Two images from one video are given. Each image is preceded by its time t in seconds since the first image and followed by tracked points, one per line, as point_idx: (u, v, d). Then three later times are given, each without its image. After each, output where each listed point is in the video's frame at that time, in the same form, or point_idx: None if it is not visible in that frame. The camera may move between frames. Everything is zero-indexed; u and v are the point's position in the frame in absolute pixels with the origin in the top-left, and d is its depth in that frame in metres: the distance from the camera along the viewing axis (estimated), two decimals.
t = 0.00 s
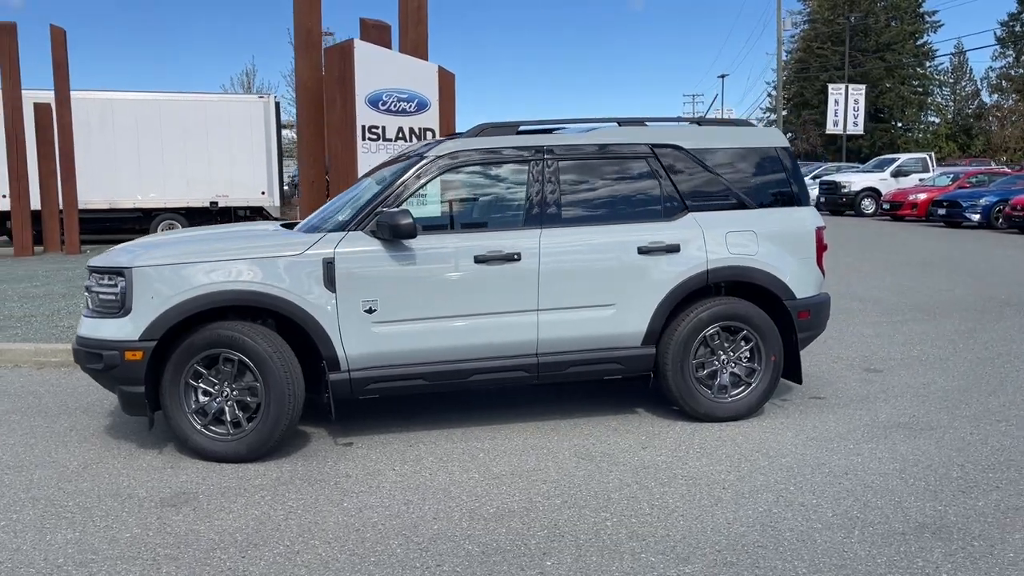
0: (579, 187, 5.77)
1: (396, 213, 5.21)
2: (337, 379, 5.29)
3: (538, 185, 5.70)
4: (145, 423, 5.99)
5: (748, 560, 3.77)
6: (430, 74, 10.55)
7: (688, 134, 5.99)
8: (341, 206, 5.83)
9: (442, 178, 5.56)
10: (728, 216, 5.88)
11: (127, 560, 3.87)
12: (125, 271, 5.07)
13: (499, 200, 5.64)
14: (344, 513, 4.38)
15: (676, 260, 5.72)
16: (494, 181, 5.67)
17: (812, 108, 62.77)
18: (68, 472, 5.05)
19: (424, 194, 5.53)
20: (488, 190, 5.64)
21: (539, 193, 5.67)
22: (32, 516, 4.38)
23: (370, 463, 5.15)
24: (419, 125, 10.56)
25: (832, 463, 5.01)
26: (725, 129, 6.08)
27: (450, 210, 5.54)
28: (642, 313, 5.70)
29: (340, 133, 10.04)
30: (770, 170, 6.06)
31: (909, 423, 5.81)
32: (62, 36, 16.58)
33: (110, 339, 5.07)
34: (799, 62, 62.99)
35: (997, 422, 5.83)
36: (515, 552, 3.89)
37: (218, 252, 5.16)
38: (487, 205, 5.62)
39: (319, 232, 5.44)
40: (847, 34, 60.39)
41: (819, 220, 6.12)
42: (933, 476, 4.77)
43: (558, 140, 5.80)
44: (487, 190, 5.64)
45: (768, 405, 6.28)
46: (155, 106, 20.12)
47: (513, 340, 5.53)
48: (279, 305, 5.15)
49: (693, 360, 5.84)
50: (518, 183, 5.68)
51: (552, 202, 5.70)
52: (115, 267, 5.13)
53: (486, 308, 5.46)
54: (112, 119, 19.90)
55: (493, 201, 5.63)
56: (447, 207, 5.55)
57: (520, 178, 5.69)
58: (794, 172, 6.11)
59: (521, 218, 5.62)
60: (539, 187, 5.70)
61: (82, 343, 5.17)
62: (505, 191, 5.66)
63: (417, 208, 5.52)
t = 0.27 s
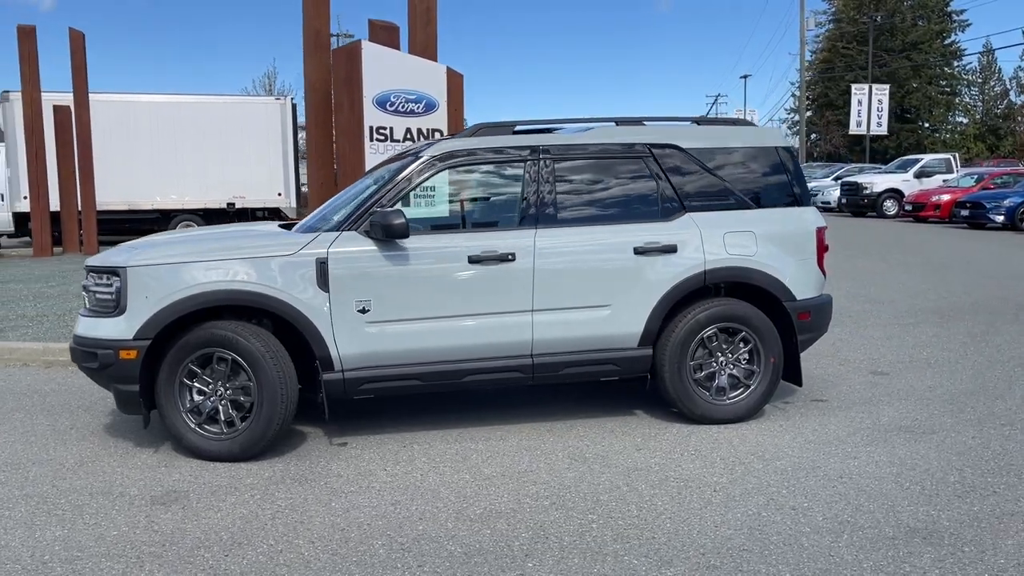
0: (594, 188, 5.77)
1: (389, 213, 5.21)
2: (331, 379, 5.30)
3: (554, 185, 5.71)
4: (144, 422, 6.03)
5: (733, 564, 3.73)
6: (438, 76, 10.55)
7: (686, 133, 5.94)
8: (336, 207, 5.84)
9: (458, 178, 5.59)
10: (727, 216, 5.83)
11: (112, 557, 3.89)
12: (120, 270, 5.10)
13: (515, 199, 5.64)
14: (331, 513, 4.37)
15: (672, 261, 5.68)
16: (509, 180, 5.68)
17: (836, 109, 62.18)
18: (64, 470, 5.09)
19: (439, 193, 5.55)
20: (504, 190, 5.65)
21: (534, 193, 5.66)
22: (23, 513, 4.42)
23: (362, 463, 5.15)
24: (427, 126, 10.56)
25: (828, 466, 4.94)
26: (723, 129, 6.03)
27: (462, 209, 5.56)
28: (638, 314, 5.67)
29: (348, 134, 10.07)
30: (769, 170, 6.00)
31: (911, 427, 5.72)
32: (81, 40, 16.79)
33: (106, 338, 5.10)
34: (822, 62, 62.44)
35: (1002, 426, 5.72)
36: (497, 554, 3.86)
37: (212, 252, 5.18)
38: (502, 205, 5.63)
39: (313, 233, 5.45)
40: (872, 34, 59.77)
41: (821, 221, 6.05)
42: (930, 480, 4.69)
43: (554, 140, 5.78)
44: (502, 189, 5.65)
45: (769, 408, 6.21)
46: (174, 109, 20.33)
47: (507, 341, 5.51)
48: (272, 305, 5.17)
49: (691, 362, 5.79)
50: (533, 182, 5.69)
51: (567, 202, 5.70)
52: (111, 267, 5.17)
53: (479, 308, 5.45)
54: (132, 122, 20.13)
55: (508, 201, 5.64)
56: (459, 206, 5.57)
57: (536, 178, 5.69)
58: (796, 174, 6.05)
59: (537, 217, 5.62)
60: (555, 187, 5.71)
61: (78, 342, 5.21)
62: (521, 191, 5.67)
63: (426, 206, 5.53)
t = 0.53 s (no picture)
0: (609, 187, 5.75)
1: (382, 213, 5.19)
2: (323, 380, 5.30)
3: (568, 185, 5.71)
4: (143, 421, 6.07)
5: (716, 569, 3.67)
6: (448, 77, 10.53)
7: (684, 133, 5.89)
8: (331, 208, 5.83)
9: (471, 177, 5.62)
10: (725, 216, 5.77)
11: (94, 557, 3.90)
12: (115, 270, 5.13)
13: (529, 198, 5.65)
14: (317, 513, 4.37)
15: (669, 261, 5.62)
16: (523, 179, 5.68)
17: (862, 108, 61.52)
18: (59, 468, 5.12)
19: (449, 193, 5.58)
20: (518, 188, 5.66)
21: (528, 194, 5.64)
22: (14, 511, 4.45)
23: (354, 463, 5.14)
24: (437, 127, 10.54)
25: (823, 470, 4.86)
26: (722, 128, 5.97)
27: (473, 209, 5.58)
28: (633, 315, 5.61)
29: (356, 134, 10.09)
30: (769, 170, 5.93)
31: (913, 431, 5.61)
32: (100, 43, 16.98)
33: (100, 337, 5.13)
34: (848, 61, 61.81)
35: (1007, 430, 5.60)
36: (478, 556, 3.84)
37: (205, 252, 5.19)
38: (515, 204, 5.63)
39: (307, 233, 5.44)
40: (898, 32, 59.08)
41: (823, 221, 5.97)
42: (927, 485, 4.60)
43: (550, 140, 5.75)
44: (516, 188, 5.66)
45: (769, 410, 6.13)
46: (193, 111, 20.52)
47: (502, 342, 5.48)
48: (265, 305, 5.17)
49: (688, 363, 5.72)
50: (547, 182, 5.69)
51: (582, 202, 5.70)
52: (106, 267, 5.19)
53: (472, 310, 5.42)
54: (152, 124, 20.35)
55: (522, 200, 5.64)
56: (470, 206, 5.60)
57: (549, 177, 5.70)
58: (799, 175, 5.98)
59: (551, 217, 5.62)
60: (569, 188, 5.71)
61: (73, 342, 5.25)
62: (535, 190, 5.67)
63: (434, 207, 5.57)
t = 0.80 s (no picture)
0: (626, 187, 5.73)
1: (376, 217, 5.20)
2: (317, 383, 5.32)
3: (584, 188, 5.71)
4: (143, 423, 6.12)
5: None
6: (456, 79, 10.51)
7: (682, 135, 5.83)
8: (327, 211, 5.84)
9: (466, 180, 5.61)
10: (723, 219, 5.72)
11: (81, 559, 3.93)
12: (112, 273, 5.18)
13: (544, 202, 5.64)
14: (305, 517, 4.38)
15: (665, 265, 5.58)
16: (539, 181, 5.67)
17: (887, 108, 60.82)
18: (56, 470, 5.18)
19: (457, 195, 5.60)
20: (534, 190, 5.65)
21: (524, 197, 5.62)
22: (8, 512, 4.50)
23: (347, 467, 5.15)
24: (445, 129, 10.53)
25: (818, 477, 4.80)
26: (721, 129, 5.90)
27: (488, 211, 5.58)
28: (629, 319, 5.58)
29: (364, 137, 10.13)
30: (768, 172, 5.87)
31: (913, 437, 5.52)
32: (119, 47, 17.17)
33: (97, 340, 5.18)
34: (874, 60, 61.12)
35: (1011, 436, 5.50)
36: (460, 562, 3.83)
37: (200, 256, 5.23)
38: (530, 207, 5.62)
39: (302, 237, 5.46)
40: (925, 30, 58.34)
41: (824, 223, 5.90)
42: (923, 493, 4.52)
43: (546, 143, 5.73)
44: (533, 190, 5.64)
45: (769, 415, 6.07)
46: (212, 114, 20.69)
47: (496, 346, 5.47)
48: (259, 309, 5.20)
49: (686, 368, 5.67)
50: (562, 185, 5.69)
51: (596, 204, 5.69)
52: (103, 270, 5.24)
53: (466, 313, 5.41)
54: (172, 127, 20.55)
55: (538, 203, 5.64)
56: (482, 208, 5.60)
57: (565, 180, 5.70)
58: (799, 178, 5.91)
59: (566, 219, 5.63)
60: (584, 190, 5.71)
61: (72, 344, 5.30)
62: (550, 193, 5.67)
63: (443, 209, 5.61)
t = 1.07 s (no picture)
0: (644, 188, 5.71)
1: (369, 220, 5.23)
2: (312, 385, 5.36)
3: (599, 188, 5.70)
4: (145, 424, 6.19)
5: None
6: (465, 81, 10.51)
7: (679, 138, 5.81)
8: (324, 213, 5.87)
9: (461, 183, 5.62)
10: (719, 221, 5.68)
11: (69, 558, 3.98)
12: (109, 276, 5.25)
13: (558, 204, 5.65)
14: (292, 518, 4.41)
15: (660, 267, 5.56)
16: (555, 183, 5.68)
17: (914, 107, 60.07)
18: (55, 470, 5.25)
19: (466, 197, 5.64)
20: (548, 193, 5.66)
21: (518, 200, 5.62)
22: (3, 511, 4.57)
23: (340, 468, 5.18)
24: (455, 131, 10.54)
25: (810, 482, 4.75)
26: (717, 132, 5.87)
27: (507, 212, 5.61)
28: (623, 321, 5.56)
29: (373, 140, 10.18)
30: (766, 174, 5.82)
31: (912, 442, 5.45)
32: (138, 52, 17.39)
33: (95, 342, 5.25)
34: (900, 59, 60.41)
35: (1013, 442, 5.41)
36: (440, 565, 3.83)
37: (196, 259, 5.28)
38: (545, 209, 5.63)
39: (297, 240, 5.49)
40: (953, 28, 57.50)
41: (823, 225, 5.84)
42: (915, 499, 4.46)
43: (542, 145, 5.72)
44: (548, 192, 5.65)
45: (768, 420, 6.02)
46: (231, 117, 20.88)
47: (490, 348, 5.48)
48: (254, 311, 5.24)
49: (681, 371, 5.64)
50: (578, 186, 5.70)
51: (610, 205, 5.68)
52: (101, 272, 5.32)
53: (460, 316, 5.42)
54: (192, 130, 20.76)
55: (552, 204, 5.65)
56: (498, 209, 5.62)
57: (581, 181, 5.70)
58: (799, 180, 5.87)
59: (580, 220, 5.63)
60: (599, 191, 5.70)
61: (71, 346, 5.38)
62: (565, 194, 5.68)
63: (452, 211, 5.62)
